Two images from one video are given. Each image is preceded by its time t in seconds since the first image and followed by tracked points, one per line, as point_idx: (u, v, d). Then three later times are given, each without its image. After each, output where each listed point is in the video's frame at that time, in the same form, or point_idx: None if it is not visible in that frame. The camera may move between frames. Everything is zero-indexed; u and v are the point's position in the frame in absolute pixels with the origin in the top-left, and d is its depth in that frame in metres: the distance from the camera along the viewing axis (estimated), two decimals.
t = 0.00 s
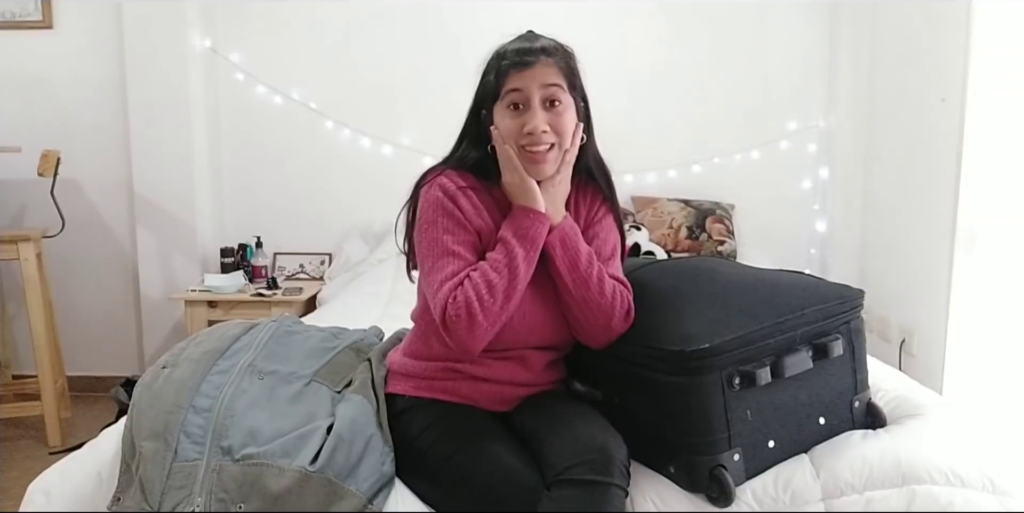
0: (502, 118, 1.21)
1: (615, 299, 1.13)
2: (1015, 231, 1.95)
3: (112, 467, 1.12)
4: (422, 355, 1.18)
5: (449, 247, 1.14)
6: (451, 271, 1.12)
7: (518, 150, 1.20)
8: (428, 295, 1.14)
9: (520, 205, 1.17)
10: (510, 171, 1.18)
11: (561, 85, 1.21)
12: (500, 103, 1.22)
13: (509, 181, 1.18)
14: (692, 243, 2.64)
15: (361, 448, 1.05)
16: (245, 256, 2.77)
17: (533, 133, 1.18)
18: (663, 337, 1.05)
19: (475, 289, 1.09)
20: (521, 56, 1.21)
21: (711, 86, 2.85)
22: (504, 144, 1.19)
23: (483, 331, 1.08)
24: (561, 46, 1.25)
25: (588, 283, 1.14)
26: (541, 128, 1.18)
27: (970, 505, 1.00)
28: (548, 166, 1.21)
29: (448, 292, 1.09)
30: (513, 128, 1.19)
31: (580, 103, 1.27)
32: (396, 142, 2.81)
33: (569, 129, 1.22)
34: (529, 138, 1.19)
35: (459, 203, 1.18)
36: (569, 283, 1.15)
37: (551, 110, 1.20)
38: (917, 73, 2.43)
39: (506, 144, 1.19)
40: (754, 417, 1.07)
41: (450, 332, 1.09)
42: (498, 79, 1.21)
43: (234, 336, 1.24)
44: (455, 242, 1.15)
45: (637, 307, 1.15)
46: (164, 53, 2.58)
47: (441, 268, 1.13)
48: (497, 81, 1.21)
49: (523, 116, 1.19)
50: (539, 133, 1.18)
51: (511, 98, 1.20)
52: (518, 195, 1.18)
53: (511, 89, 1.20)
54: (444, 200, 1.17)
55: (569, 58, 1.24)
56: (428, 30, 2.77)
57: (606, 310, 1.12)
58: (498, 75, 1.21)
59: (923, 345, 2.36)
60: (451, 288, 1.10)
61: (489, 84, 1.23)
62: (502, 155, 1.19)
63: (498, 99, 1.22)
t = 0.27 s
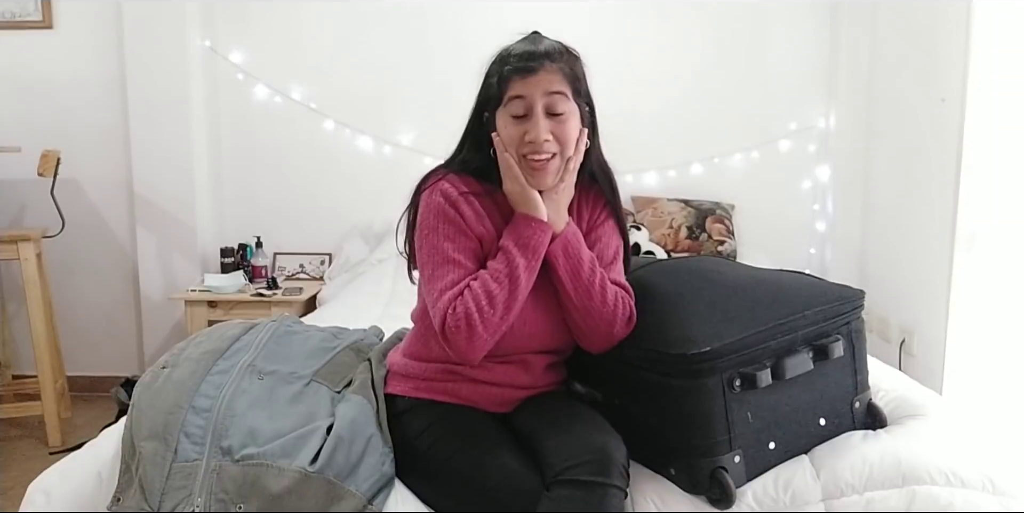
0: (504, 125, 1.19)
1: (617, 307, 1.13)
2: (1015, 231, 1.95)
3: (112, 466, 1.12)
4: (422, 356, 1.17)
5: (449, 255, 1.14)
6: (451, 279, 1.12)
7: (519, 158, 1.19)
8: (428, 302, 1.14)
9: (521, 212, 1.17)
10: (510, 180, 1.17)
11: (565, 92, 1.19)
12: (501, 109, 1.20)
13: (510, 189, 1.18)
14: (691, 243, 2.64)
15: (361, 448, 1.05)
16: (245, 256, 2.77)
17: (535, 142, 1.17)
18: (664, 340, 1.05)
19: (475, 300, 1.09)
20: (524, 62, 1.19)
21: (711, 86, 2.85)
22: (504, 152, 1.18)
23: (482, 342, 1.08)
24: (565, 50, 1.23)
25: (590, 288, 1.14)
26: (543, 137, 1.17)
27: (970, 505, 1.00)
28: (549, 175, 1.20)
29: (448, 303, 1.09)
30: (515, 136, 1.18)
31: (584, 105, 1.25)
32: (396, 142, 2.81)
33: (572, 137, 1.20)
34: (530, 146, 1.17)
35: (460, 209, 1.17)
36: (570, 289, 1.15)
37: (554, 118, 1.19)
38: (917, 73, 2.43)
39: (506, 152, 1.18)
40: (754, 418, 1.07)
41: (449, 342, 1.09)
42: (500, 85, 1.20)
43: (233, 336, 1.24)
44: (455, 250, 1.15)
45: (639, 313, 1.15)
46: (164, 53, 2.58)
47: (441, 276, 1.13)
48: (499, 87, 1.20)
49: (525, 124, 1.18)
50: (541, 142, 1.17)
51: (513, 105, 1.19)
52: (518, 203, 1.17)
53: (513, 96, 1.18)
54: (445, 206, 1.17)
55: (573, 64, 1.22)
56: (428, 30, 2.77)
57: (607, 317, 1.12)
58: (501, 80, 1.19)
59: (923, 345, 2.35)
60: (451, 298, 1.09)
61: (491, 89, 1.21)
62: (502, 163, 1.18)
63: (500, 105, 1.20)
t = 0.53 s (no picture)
0: (505, 128, 1.19)
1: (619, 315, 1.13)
2: (1014, 231, 1.95)
3: (112, 467, 1.12)
4: (421, 358, 1.17)
5: (446, 260, 1.14)
6: (448, 285, 1.12)
7: (519, 162, 1.19)
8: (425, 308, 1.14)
9: (521, 217, 1.16)
10: (510, 184, 1.17)
11: (567, 95, 1.19)
12: (502, 111, 1.20)
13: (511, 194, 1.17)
14: (692, 243, 2.64)
15: (361, 449, 1.05)
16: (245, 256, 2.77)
17: (535, 145, 1.17)
18: (665, 340, 1.06)
19: (471, 308, 1.09)
20: (526, 63, 1.19)
21: (711, 86, 2.85)
22: (504, 156, 1.18)
23: (479, 350, 1.08)
24: (568, 53, 1.23)
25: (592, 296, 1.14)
26: (544, 139, 1.17)
27: (970, 505, 1.00)
28: (549, 179, 1.20)
29: (444, 310, 1.09)
30: (515, 139, 1.18)
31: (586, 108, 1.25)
32: (396, 142, 2.81)
33: (574, 141, 1.20)
34: (530, 149, 1.17)
35: (459, 213, 1.17)
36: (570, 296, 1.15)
37: (556, 121, 1.19)
38: (917, 73, 2.43)
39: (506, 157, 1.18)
40: (754, 418, 1.06)
41: (444, 349, 1.09)
42: (501, 86, 1.20)
43: (234, 336, 1.24)
44: (452, 255, 1.15)
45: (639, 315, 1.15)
46: (164, 53, 2.58)
47: (438, 282, 1.13)
48: (500, 89, 1.20)
49: (526, 126, 1.18)
50: (542, 145, 1.17)
51: (514, 107, 1.19)
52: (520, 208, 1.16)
53: (515, 98, 1.18)
54: (443, 211, 1.16)
55: (575, 66, 1.22)
56: (428, 29, 2.77)
57: (609, 322, 1.12)
58: (502, 82, 1.19)
59: (923, 345, 2.35)
60: (449, 305, 1.09)
61: (492, 91, 1.21)
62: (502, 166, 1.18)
63: (500, 107, 1.20)
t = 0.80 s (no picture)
0: (511, 111, 1.17)
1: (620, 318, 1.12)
2: (1015, 232, 1.95)
3: (111, 468, 1.12)
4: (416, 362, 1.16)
5: (430, 261, 1.13)
6: (430, 292, 1.11)
7: (522, 149, 1.16)
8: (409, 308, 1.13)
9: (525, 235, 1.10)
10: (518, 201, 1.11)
11: (574, 83, 1.19)
12: (507, 95, 1.18)
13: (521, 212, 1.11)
14: (692, 243, 2.64)
15: (360, 451, 1.05)
16: (245, 256, 2.77)
17: (542, 131, 1.15)
18: (665, 340, 1.06)
19: (453, 316, 1.07)
20: (536, 49, 1.19)
21: (711, 85, 2.85)
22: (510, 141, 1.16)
23: (452, 359, 1.07)
24: (573, 44, 1.24)
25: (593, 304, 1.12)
26: (552, 126, 1.15)
27: (970, 506, 1.00)
28: (552, 169, 1.18)
29: (424, 315, 1.08)
30: (522, 124, 1.16)
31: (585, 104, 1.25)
32: (396, 142, 2.81)
33: (577, 131, 1.19)
34: (537, 136, 1.15)
35: (445, 214, 1.16)
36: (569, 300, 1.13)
37: (562, 109, 1.18)
38: (917, 73, 2.43)
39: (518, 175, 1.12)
40: (755, 417, 1.06)
41: (423, 352, 1.09)
42: (507, 70, 1.18)
43: (233, 336, 1.24)
44: (434, 255, 1.13)
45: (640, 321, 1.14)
46: (164, 53, 2.58)
47: (421, 284, 1.12)
48: (507, 72, 1.18)
49: (534, 112, 1.16)
50: (549, 132, 1.15)
51: (522, 91, 1.17)
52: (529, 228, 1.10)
53: (522, 81, 1.17)
54: (431, 211, 1.15)
55: (581, 58, 1.22)
56: (428, 29, 2.77)
57: (617, 327, 1.12)
58: (509, 66, 1.18)
59: (922, 345, 2.35)
60: (429, 311, 1.08)
61: (496, 74, 1.19)
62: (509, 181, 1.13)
63: (505, 91, 1.18)
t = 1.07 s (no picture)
0: (504, 84, 1.18)
1: (615, 330, 1.10)
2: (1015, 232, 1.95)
3: (110, 468, 1.12)
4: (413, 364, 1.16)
5: (408, 247, 1.13)
6: (405, 277, 1.11)
7: (514, 119, 1.16)
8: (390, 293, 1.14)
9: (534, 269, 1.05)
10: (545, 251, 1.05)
11: (568, 61, 1.20)
12: (503, 71, 1.20)
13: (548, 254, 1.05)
14: (692, 243, 2.64)
15: (359, 451, 1.05)
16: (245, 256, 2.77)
17: (533, 97, 1.15)
18: (666, 342, 1.06)
19: (422, 310, 1.06)
20: (531, 30, 1.21)
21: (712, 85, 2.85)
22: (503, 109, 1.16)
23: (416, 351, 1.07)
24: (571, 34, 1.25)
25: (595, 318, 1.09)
26: (543, 93, 1.15)
27: (970, 506, 1.00)
28: (543, 139, 1.16)
29: (397, 299, 1.09)
30: (514, 94, 1.16)
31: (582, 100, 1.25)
32: (396, 142, 2.81)
33: (570, 107, 1.18)
34: (528, 102, 1.15)
35: (431, 200, 1.16)
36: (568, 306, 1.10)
37: (555, 83, 1.18)
38: (917, 73, 2.43)
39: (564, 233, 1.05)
40: (756, 418, 1.06)
41: (393, 341, 1.09)
42: (503, 52, 1.21)
43: (232, 336, 1.24)
44: (414, 241, 1.14)
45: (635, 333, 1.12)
46: (164, 53, 2.58)
47: (399, 267, 1.13)
48: (503, 52, 1.20)
49: (526, 83, 1.17)
50: (539, 98, 1.14)
51: (516, 65, 1.18)
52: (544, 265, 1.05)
53: (517, 56, 1.19)
54: (415, 195, 1.16)
55: (579, 46, 1.24)
56: (429, 29, 2.77)
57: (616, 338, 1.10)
58: (505, 47, 1.20)
59: (923, 345, 2.35)
60: (401, 298, 1.08)
61: (494, 57, 1.21)
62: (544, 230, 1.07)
63: (501, 69, 1.20)
